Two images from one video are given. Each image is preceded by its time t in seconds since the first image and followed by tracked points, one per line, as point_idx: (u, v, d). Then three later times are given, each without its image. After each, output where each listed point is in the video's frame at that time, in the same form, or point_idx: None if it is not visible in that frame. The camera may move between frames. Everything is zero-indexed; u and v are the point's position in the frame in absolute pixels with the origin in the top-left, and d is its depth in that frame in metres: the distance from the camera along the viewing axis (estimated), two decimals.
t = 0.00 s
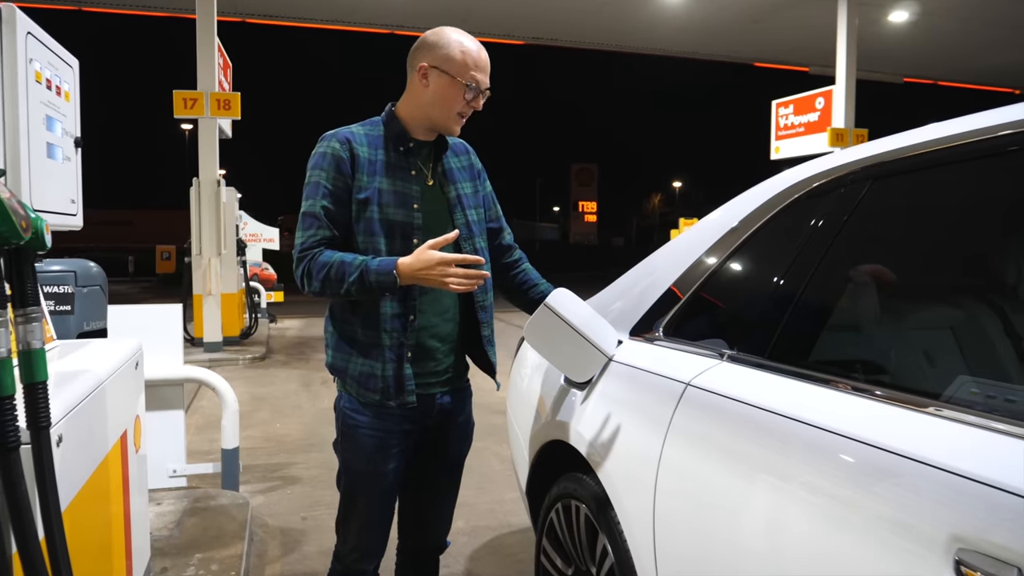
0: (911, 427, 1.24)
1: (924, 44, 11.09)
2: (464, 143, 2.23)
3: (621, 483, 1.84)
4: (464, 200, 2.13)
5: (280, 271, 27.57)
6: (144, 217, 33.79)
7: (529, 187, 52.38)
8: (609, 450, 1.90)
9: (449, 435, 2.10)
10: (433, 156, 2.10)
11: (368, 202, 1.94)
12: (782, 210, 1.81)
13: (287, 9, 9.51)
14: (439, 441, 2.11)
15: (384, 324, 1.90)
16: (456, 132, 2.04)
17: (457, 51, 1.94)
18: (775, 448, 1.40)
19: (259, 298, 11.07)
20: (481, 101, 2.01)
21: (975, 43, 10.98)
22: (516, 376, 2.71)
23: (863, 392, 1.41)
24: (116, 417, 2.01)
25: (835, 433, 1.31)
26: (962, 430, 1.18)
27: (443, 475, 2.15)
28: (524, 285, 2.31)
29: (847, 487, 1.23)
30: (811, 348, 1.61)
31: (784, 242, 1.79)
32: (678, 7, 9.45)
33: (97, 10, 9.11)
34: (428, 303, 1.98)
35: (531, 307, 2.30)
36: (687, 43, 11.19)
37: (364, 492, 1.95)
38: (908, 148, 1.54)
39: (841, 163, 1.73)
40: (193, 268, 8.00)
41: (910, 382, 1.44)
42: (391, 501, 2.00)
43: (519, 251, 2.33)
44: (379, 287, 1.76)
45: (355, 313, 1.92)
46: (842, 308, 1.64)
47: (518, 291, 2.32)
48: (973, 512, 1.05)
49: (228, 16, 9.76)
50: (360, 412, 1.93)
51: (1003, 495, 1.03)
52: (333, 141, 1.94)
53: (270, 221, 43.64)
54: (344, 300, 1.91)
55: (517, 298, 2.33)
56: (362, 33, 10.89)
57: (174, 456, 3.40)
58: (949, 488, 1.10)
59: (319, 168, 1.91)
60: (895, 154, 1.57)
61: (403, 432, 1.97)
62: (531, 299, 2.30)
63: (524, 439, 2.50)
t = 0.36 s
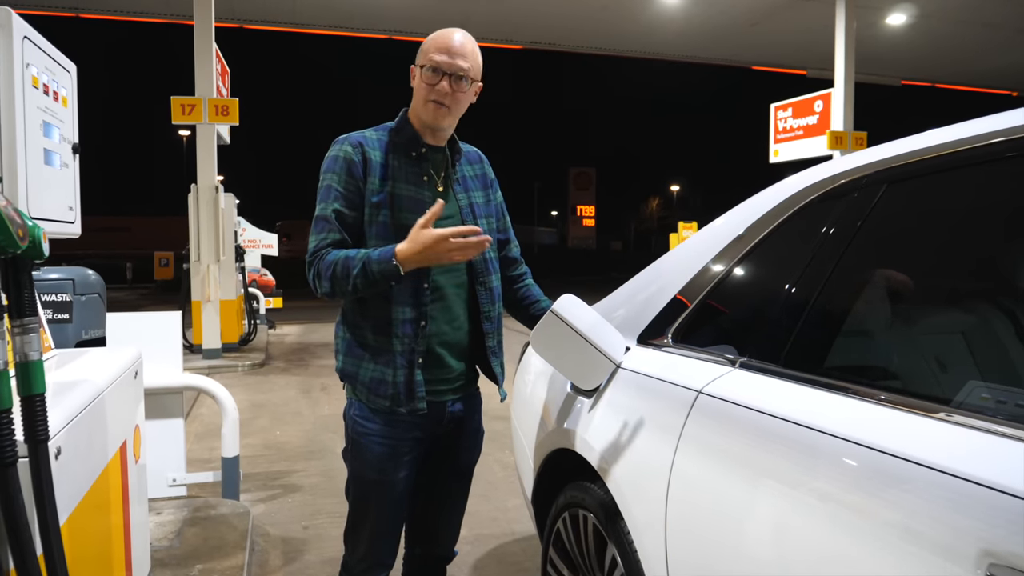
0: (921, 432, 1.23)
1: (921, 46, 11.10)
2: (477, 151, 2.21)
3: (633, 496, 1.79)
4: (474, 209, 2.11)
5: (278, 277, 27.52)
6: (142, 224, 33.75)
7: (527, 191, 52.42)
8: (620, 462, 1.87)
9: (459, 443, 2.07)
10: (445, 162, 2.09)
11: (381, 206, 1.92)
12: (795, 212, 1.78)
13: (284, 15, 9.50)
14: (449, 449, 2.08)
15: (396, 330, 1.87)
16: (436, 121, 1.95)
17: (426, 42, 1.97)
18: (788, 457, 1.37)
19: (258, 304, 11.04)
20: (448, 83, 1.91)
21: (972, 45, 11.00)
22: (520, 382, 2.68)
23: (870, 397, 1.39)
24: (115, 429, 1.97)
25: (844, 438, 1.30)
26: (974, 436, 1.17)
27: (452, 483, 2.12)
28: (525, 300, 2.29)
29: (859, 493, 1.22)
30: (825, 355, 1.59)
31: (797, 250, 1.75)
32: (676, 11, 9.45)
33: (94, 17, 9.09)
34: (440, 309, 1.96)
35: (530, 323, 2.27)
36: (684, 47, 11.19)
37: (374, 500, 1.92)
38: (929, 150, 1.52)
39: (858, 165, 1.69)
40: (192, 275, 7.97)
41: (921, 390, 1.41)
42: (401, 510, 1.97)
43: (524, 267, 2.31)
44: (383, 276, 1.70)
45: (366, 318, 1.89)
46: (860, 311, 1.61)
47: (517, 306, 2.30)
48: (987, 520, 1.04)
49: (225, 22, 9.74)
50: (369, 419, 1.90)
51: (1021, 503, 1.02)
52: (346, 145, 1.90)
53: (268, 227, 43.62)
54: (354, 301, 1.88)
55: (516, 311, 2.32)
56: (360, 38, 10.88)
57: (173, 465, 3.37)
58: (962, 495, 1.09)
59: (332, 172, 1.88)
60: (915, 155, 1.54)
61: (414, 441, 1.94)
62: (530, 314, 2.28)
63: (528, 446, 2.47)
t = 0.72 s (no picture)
0: (928, 438, 1.22)
1: (921, 50, 11.10)
2: (482, 155, 2.19)
3: (639, 504, 1.77)
4: (476, 213, 2.07)
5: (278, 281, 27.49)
6: (142, 228, 33.74)
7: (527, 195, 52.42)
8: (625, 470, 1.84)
9: (463, 449, 2.05)
10: (448, 167, 2.06)
11: (379, 212, 1.90)
12: (800, 216, 1.77)
13: (284, 19, 9.49)
14: (452, 455, 2.06)
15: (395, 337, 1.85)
16: (463, 136, 1.97)
17: (452, 51, 1.87)
18: (794, 464, 1.36)
19: (258, 308, 11.01)
20: (481, 102, 1.91)
21: (971, 49, 11.00)
22: (522, 386, 2.67)
23: (874, 402, 1.38)
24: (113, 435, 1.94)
25: (846, 444, 1.29)
26: (978, 441, 1.17)
27: (455, 490, 2.10)
28: (524, 307, 2.28)
29: (863, 498, 1.22)
30: (831, 360, 1.56)
31: (803, 256, 1.72)
32: (676, 15, 9.45)
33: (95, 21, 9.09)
34: (441, 315, 1.95)
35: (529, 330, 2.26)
36: (684, 51, 11.20)
37: (375, 506, 1.91)
38: (937, 153, 1.49)
39: (864, 168, 1.67)
40: (191, 279, 7.95)
41: (929, 396, 1.40)
42: (403, 516, 1.96)
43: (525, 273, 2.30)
44: (364, 297, 1.68)
45: (367, 324, 1.88)
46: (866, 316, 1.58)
47: (517, 312, 2.28)
48: (992, 526, 1.04)
49: (225, 26, 9.74)
50: (371, 425, 1.89)
51: None
52: (344, 150, 1.90)
53: (268, 230, 43.61)
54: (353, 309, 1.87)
55: (515, 318, 2.30)
56: (360, 42, 10.88)
57: (172, 470, 3.34)
58: (967, 501, 1.09)
59: (331, 177, 1.88)
60: (922, 159, 1.51)
61: (415, 447, 1.92)
62: (531, 322, 2.26)
63: (530, 452, 2.45)
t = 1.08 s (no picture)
0: (931, 452, 1.20)
1: (921, 60, 11.13)
2: (480, 162, 2.19)
3: (639, 515, 1.76)
4: (480, 220, 2.08)
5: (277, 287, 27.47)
6: (141, 233, 33.73)
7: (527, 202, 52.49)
8: (627, 483, 1.82)
9: (465, 459, 2.04)
10: (452, 173, 2.06)
11: (386, 220, 1.89)
12: (803, 228, 1.76)
13: (286, 26, 9.52)
14: (453, 466, 2.04)
15: (402, 347, 1.84)
16: (471, 151, 2.00)
17: (474, 69, 1.88)
18: (794, 476, 1.35)
19: (256, 314, 11.00)
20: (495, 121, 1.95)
21: (970, 59, 11.03)
22: (521, 395, 2.65)
23: (874, 415, 1.37)
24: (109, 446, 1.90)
25: (844, 455, 1.29)
26: (980, 455, 1.16)
27: (456, 501, 2.08)
28: (519, 306, 2.27)
29: (863, 511, 1.21)
30: (836, 371, 1.55)
31: (805, 268, 1.72)
32: (676, 24, 9.48)
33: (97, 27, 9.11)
34: (448, 324, 1.94)
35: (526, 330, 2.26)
36: (684, 60, 11.23)
37: (377, 518, 1.89)
38: (942, 165, 1.50)
39: (868, 179, 1.67)
40: (190, 284, 7.94)
41: (931, 409, 1.39)
42: (405, 527, 1.94)
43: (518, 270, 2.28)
44: (381, 310, 1.68)
45: (373, 334, 1.86)
46: (869, 328, 1.57)
47: (514, 312, 2.27)
48: (991, 541, 1.03)
49: (227, 32, 9.76)
50: (375, 436, 1.87)
51: (1023, 522, 1.01)
52: (348, 159, 1.88)
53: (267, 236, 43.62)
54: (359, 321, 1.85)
55: (512, 319, 2.28)
56: (361, 49, 10.90)
57: (170, 478, 3.33)
58: (963, 514, 1.08)
59: (334, 187, 1.85)
60: (927, 172, 1.51)
61: (419, 458, 1.91)
62: (528, 321, 2.25)
63: (529, 463, 2.44)
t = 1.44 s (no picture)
0: (939, 463, 1.19)
1: (922, 67, 11.13)
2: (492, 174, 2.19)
3: (644, 522, 1.74)
4: (492, 231, 2.09)
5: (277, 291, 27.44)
6: (141, 237, 33.72)
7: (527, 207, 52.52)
8: (632, 490, 1.81)
9: (471, 467, 2.02)
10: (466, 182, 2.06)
11: (403, 224, 1.88)
12: (808, 239, 1.75)
13: (288, 30, 9.53)
14: (458, 474, 2.02)
15: (416, 350, 1.83)
16: (471, 147, 1.95)
17: (453, 61, 1.90)
18: (799, 486, 1.34)
19: (257, 318, 10.99)
20: (483, 108, 1.89)
21: (972, 67, 11.03)
22: (524, 402, 2.64)
23: (878, 424, 1.36)
24: (112, 451, 1.88)
25: (849, 463, 1.28)
26: (985, 465, 1.15)
27: (461, 509, 2.06)
28: (519, 314, 2.24)
29: (868, 520, 1.20)
30: (845, 381, 1.54)
31: (813, 277, 1.70)
32: (678, 30, 9.49)
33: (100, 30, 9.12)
34: (459, 330, 1.92)
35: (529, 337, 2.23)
36: (686, 66, 11.24)
37: (383, 524, 1.88)
38: (950, 176, 1.48)
39: (876, 189, 1.65)
40: (191, 288, 7.93)
41: (937, 418, 1.38)
42: (410, 535, 1.93)
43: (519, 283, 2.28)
44: (406, 302, 1.64)
45: (386, 338, 1.85)
46: (876, 338, 1.56)
47: (514, 318, 2.24)
48: (992, 551, 1.03)
49: (229, 37, 9.78)
50: (383, 442, 1.86)
51: None
52: (368, 161, 1.87)
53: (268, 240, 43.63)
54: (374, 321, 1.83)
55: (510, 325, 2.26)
56: (363, 54, 10.91)
57: (170, 483, 3.31)
58: (966, 524, 1.08)
59: (355, 188, 1.84)
60: (937, 180, 1.49)
61: (426, 465, 1.89)
62: (525, 327, 2.23)
63: (533, 470, 2.42)
